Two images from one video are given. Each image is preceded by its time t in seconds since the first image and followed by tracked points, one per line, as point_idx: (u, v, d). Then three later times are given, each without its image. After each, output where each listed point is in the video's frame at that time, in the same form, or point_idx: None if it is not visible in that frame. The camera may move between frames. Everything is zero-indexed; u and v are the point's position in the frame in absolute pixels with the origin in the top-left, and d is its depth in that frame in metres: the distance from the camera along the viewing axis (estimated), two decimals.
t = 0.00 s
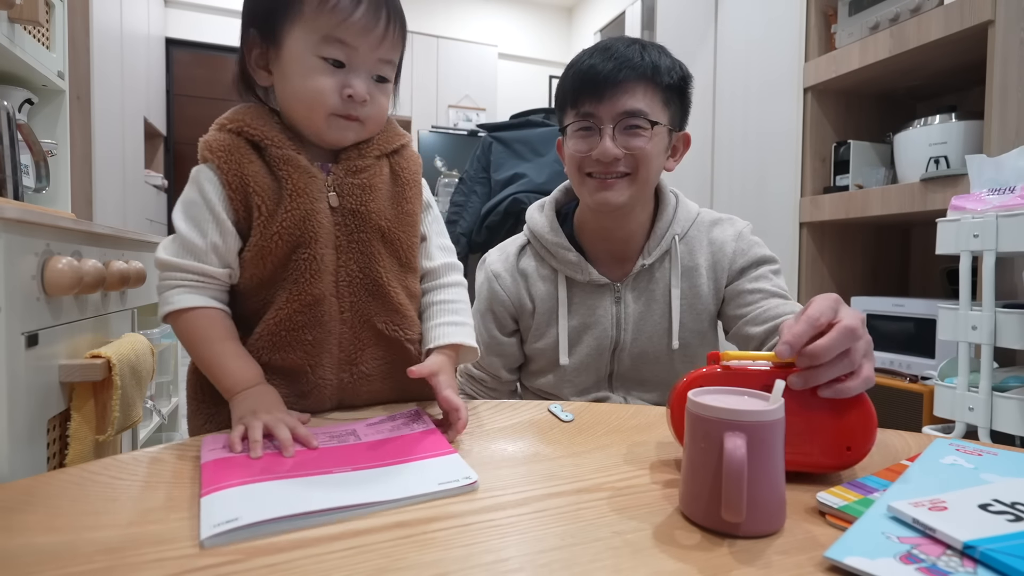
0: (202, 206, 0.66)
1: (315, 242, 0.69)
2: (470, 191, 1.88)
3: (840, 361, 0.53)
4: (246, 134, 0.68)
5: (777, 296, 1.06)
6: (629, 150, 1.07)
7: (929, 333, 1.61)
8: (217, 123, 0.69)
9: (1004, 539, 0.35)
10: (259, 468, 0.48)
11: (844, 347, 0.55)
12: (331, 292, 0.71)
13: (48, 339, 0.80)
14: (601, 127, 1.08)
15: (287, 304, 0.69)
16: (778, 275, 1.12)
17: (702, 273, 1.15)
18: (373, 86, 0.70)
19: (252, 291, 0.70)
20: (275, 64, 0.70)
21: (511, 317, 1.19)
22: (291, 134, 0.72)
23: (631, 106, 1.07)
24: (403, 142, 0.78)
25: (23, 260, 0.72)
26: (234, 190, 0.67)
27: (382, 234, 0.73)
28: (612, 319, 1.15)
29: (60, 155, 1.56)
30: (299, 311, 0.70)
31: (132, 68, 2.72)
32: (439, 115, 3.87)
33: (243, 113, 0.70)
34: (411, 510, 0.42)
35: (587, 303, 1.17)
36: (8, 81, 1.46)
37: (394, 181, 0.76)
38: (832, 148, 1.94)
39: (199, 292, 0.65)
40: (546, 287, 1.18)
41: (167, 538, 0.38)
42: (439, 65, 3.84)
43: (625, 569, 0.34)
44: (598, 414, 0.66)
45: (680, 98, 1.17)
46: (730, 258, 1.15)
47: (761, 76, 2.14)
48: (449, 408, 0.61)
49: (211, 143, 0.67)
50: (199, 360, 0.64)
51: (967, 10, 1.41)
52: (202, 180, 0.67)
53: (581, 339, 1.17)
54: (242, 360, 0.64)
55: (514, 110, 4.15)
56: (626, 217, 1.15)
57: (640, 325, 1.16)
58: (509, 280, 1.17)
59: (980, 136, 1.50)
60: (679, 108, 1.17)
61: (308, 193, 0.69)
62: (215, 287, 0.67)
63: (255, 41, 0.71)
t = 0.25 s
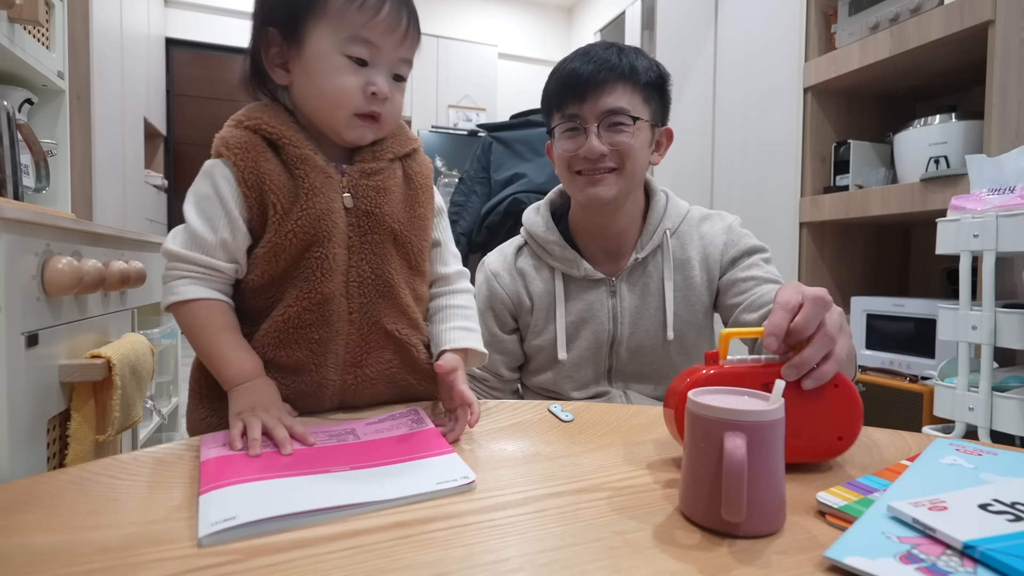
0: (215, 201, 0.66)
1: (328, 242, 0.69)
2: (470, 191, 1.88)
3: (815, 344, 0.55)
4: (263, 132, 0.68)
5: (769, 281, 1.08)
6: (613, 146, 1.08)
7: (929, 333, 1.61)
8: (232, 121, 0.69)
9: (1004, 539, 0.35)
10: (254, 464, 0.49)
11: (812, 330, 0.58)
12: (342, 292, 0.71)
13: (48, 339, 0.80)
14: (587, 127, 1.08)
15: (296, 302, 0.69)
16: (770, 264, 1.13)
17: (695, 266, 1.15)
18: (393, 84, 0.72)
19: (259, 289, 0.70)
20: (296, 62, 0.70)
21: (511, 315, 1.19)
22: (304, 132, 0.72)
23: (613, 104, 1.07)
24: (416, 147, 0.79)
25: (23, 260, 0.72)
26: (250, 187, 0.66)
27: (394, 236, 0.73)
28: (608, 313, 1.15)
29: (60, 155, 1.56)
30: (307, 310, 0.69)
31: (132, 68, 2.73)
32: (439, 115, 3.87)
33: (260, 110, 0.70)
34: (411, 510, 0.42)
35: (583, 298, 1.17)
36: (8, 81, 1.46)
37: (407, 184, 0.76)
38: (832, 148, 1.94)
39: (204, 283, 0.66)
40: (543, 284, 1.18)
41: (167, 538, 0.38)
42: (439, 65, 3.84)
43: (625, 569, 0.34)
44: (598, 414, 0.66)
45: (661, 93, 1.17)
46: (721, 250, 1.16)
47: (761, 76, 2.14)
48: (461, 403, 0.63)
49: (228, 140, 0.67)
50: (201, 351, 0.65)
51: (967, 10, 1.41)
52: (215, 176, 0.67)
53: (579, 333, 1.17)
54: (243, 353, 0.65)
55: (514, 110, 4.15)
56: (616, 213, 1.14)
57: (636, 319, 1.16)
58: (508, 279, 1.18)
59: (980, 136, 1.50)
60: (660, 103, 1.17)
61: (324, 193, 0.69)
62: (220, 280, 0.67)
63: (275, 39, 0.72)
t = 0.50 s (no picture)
0: (251, 198, 0.69)
1: (347, 245, 0.70)
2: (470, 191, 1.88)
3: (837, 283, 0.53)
4: (301, 136, 0.71)
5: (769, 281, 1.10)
6: (609, 144, 1.08)
7: (929, 333, 1.61)
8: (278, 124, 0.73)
9: (1005, 539, 0.35)
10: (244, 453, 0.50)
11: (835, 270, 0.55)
12: (357, 295, 0.71)
13: (48, 339, 0.80)
14: (583, 126, 1.09)
15: (310, 299, 0.70)
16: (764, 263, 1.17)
17: (692, 261, 1.16)
18: (444, 98, 0.74)
19: (281, 287, 0.72)
20: (352, 72, 0.72)
21: (512, 313, 1.19)
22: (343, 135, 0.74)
23: (607, 104, 1.08)
24: (455, 159, 0.79)
25: (23, 260, 0.72)
26: (280, 188, 0.69)
27: (417, 245, 0.73)
28: (608, 309, 1.15)
29: (60, 155, 1.56)
30: (319, 308, 0.70)
31: (132, 68, 2.72)
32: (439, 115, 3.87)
33: (303, 115, 0.73)
34: (411, 510, 0.42)
35: (583, 295, 1.17)
36: (8, 81, 1.46)
37: (441, 195, 0.76)
38: (832, 148, 1.94)
39: (227, 275, 0.69)
40: (543, 281, 1.19)
41: (167, 538, 0.38)
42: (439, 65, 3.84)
43: (625, 569, 0.34)
44: (597, 414, 0.66)
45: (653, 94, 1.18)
46: (719, 248, 1.18)
47: (761, 76, 2.14)
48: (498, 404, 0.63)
49: (270, 143, 0.70)
50: (214, 337, 0.68)
51: (967, 10, 1.41)
52: (254, 175, 0.70)
53: (580, 328, 1.16)
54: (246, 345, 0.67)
55: (514, 110, 4.15)
56: (610, 210, 1.14)
57: (634, 314, 1.16)
58: (509, 276, 1.19)
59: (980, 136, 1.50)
60: (651, 104, 1.17)
61: (349, 197, 0.70)
62: (243, 272, 0.69)
63: (333, 47, 0.74)
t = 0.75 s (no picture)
0: (280, 203, 0.73)
1: (366, 245, 0.70)
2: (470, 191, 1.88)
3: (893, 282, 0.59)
4: (328, 143, 0.72)
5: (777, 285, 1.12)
6: (635, 153, 1.08)
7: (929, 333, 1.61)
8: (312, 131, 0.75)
9: (1005, 538, 0.35)
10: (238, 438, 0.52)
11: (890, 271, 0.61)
12: (374, 295, 0.71)
13: (48, 339, 0.80)
14: (610, 134, 1.07)
15: (329, 297, 0.71)
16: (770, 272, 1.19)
17: (701, 262, 1.17)
18: (476, 100, 0.75)
19: (304, 288, 0.73)
20: (387, 75, 0.73)
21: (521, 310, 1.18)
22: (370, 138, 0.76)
23: (636, 112, 1.07)
24: (482, 161, 0.78)
25: (23, 260, 0.72)
26: (304, 192, 0.71)
27: (436, 246, 0.72)
28: (619, 307, 1.15)
29: (60, 155, 1.56)
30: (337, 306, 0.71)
31: (132, 68, 2.72)
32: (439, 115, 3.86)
33: (335, 122, 0.75)
34: (411, 510, 0.42)
35: (594, 293, 1.17)
36: (8, 81, 1.46)
37: (464, 196, 0.75)
38: (832, 148, 1.94)
39: (251, 273, 0.74)
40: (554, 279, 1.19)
41: (167, 538, 0.38)
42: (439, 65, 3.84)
43: (625, 569, 0.34)
44: (597, 414, 0.66)
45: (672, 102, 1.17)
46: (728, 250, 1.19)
47: (761, 76, 2.14)
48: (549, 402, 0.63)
49: (300, 150, 0.73)
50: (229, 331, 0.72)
51: (967, 10, 1.41)
52: (285, 183, 0.73)
53: (591, 326, 1.16)
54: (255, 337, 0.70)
55: (514, 110, 4.15)
56: (626, 215, 1.14)
57: (645, 313, 1.16)
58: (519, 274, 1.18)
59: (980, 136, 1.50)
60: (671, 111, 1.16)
61: (369, 198, 0.70)
62: (269, 273, 0.74)
63: (368, 51, 0.75)
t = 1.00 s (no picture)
0: (296, 207, 0.73)
1: (392, 243, 0.74)
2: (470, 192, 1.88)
3: (942, 311, 0.62)
4: (341, 147, 0.74)
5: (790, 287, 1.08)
6: (667, 160, 1.07)
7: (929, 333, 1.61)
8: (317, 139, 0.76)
9: (1005, 539, 0.35)
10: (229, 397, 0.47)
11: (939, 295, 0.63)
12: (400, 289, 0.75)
13: (48, 340, 0.79)
14: (646, 137, 1.06)
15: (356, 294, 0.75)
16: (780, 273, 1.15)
17: (712, 267, 1.16)
18: (475, 102, 0.75)
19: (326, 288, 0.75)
20: (388, 83, 0.74)
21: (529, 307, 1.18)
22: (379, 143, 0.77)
23: (673, 119, 1.06)
24: (486, 159, 0.82)
25: (23, 260, 0.72)
26: (325, 195, 0.72)
27: (455, 240, 0.77)
28: (628, 308, 1.15)
29: (60, 155, 1.56)
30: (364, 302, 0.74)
31: (132, 68, 2.73)
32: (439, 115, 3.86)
33: (340, 128, 0.76)
34: (411, 510, 0.42)
35: (603, 293, 1.17)
36: (8, 81, 1.46)
37: (475, 193, 0.79)
38: (832, 148, 1.94)
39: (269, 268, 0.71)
40: (564, 277, 1.19)
41: (166, 538, 0.38)
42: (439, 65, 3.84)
43: (625, 568, 0.34)
44: (597, 414, 0.66)
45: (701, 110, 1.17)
46: (739, 253, 1.16)
47: (761, 76, 2.14)
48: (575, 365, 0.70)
49: (311, 157, 0.74)
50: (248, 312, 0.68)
51: (967, 10, 1.41)
52: (299, 188, 0.74)
53: (600, 325, 1.16)
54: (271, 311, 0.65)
55: (514, 110, 4.15)
56: (643, 219, 1.14)
57: (655, 314, 1.16)
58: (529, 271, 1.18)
59: (980, 136, 1.50)
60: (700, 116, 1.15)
61: (391, 197, 0.73)
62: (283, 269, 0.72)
63: (368, 60, 0.76)
